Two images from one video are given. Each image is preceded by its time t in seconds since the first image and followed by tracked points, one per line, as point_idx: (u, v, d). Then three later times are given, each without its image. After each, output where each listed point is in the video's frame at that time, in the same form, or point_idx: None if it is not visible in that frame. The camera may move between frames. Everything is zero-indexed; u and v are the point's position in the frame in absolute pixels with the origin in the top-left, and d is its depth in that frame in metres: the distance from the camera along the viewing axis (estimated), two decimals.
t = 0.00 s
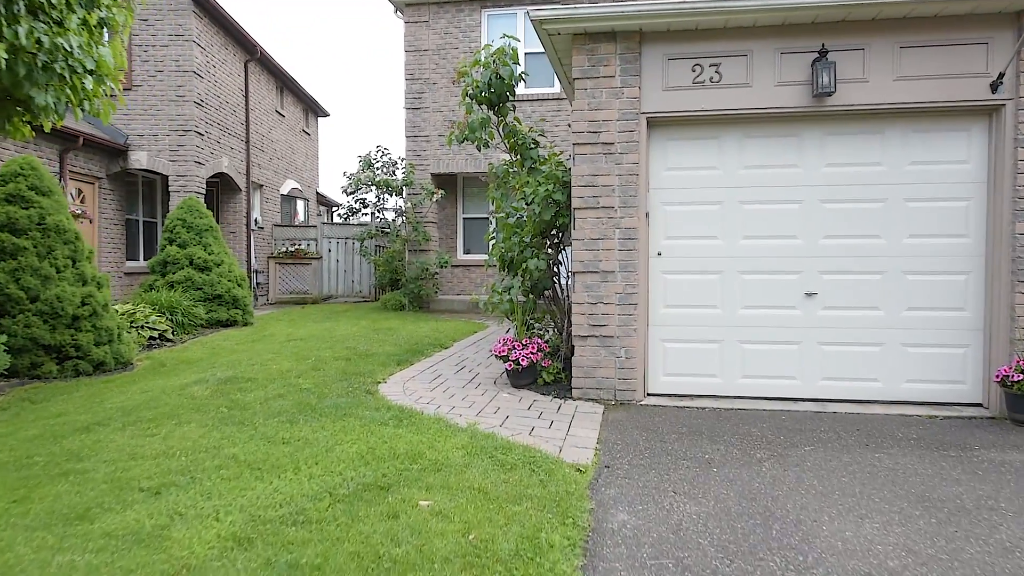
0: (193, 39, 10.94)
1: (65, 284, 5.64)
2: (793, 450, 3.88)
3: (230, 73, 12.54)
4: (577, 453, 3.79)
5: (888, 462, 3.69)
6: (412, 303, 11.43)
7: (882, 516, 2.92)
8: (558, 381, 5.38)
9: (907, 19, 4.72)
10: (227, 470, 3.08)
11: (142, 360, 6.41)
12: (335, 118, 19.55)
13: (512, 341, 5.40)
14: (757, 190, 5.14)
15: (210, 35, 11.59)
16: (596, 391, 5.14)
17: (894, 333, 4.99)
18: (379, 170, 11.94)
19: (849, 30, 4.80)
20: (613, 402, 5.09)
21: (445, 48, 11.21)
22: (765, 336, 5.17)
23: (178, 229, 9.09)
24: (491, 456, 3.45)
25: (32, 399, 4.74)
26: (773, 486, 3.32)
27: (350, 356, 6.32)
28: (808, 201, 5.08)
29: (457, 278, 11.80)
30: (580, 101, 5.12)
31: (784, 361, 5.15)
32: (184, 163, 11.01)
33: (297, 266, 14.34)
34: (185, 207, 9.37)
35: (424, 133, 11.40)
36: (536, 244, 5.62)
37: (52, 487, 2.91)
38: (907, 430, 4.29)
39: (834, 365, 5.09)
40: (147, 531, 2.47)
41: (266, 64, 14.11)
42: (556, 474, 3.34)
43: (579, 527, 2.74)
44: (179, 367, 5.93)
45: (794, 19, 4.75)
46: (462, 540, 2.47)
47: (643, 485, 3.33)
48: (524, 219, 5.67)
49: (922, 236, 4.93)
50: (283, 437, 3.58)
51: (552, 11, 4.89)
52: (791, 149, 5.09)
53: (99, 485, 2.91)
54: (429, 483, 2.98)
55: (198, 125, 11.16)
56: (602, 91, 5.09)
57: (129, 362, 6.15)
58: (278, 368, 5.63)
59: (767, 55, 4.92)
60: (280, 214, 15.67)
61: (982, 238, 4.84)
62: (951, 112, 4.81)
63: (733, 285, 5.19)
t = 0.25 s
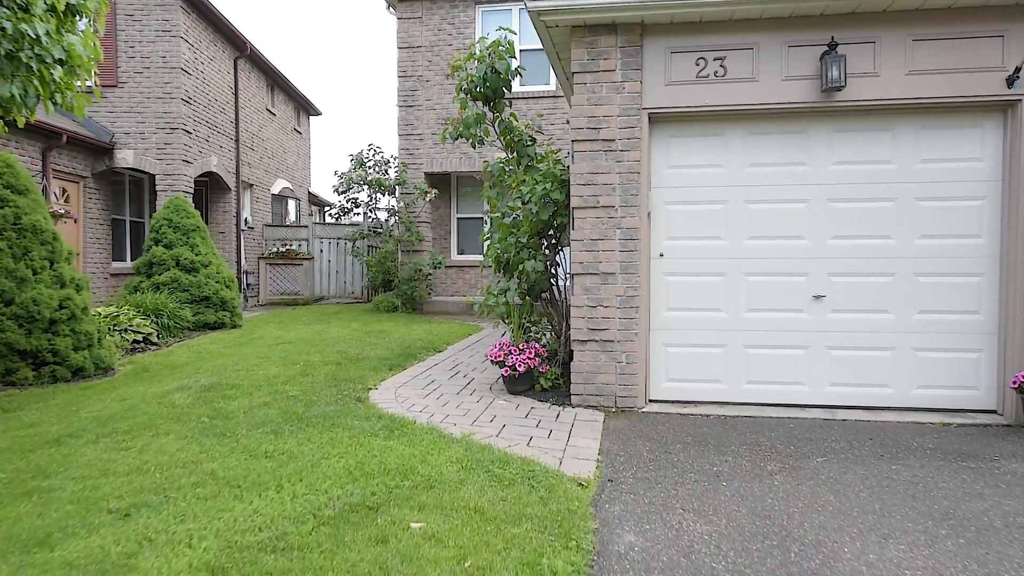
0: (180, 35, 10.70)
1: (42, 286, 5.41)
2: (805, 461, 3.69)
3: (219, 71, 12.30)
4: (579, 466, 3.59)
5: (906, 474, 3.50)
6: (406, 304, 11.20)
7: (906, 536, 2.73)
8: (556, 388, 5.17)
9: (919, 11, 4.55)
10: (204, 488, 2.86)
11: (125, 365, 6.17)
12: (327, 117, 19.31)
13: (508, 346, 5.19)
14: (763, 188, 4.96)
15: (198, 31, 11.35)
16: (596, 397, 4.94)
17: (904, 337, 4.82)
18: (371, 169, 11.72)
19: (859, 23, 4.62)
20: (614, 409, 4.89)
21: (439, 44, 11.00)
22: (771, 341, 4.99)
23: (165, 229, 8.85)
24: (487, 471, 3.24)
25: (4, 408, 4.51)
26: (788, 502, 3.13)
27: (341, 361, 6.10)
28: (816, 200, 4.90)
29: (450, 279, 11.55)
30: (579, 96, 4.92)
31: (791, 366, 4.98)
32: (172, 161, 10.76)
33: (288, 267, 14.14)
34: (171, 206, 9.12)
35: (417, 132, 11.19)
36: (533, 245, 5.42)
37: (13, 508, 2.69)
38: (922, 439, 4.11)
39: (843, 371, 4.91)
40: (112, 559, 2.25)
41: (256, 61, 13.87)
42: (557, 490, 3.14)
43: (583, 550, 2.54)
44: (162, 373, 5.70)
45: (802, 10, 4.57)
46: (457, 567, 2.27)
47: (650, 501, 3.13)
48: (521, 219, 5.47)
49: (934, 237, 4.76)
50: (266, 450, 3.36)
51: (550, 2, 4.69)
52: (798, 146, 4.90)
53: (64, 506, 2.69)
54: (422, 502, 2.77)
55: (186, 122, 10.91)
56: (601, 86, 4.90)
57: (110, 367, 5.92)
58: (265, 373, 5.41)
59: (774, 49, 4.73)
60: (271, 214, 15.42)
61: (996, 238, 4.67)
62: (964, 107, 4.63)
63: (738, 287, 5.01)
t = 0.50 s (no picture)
0: (168, 30, 10.45)
1: (17, 289, 5.17)
2: (819, 474, 3.51)
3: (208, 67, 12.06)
4: (580, 480, 3.39)
5: (926, 488, 3.32)
6: (399, 306, 10.99)
7: (936, 560, 2.54)
8: (555, 395, 4.97)
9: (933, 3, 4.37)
10: (178, 509, 2.65)
11: (106, 371, 5.94)
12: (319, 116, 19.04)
13: (505, 351, 4.98)
14: (769, 187, 4.77)
15: (186, 27, 11.11)
16: (597, 405, 4.74)
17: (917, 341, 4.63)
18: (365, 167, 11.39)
19: (871, 15, 4.44)
20: (615, 417, 4.69)
21: (432, 41, 10.80)
22: (779, 346, 4.79)
23: (150, 229, 8.60)
24: (485, 487, 3.04)
25: None
26: (806, 520, 2.93)
27: (331, 366, 5.88)
28: (825, 199, 4.72)
29: (444, 281, 11.44)
30: (579, 91, 4.72)
31: (798, 372, 4.79)
32: (159, 160, 10.52)
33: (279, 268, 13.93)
34: (157, 205, 8.87)
35: (410, 130, 10.98)
36: (531, 246, 5.22)
37: None
38: (938, 450, 3.93)
39: (853, 377, 4.73)
40: None
41: (246, 58, 13.63)
42: (560, 508, 2.93)
43: None
44: (144, 378, 5.46)
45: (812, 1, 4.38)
46: None
47: (659, 520, 2.94)
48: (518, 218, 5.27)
49: (948, 238, 4.58)
50: (247, 466, 3.15)
51: None
52: (807, 143, 4.72)
53: (24, 531, 2.46)
54: (415, 524, 2.56)
55: (174, 120, 10.66)
56: (602, 80, 4.70)
57: (90, 373, 5.68)
58: (251, 379, 5.19)
59: (782, 41, 4.55)
60: (262, 214, 15.16)
61: (1012, 239, 4.50)
62: (979, 103, 4.46)
63: (744, 290, 4.82)
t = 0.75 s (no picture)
0: (156, 26, 10.20)
1: None
2: (835, 488, 3.32)
3: (197, 64, 11.81)
4: (583, 496, 3.19)
5: (950, 503, 3.14)
6: (392, 307, 10.78)
7: None
8: (554, 402, 4.77)
9: None
10: (149, 536, 2.44)
11: (87, 378, 5.71)
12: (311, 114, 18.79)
13: (501, 356, 4.78)
14: (777, 185, 4.58)
15: (174, 23, 10.87)
16: (598, 413, 4.54)
17: (930, 346, 4.45)
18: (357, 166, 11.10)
19: (883, 5, 4.27)
20: (617, 425, 4.50)
21: (426, 37, 10.59)
22: (787, 351, 4.61)
23: (136, 229, 8.36)
24: (482, 507, 2.84)
25: None
26: (827, 541, 2.74)
27: (321, 372, 5.67)
28: (835, 198, 4.53)
29: (439, 282, 11.23)
30: (580, 85, 4.52)
31: (807, 378, 4.60)
32: (147, 159, 10.27)
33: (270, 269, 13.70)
34: (143, 206, 8.62)
35: (404, 128, 10.76)
36: (529, 247, 5.02)
37: None
38: (958, 461, 3.75)
39: (864, 383, 4.54)
40: None
41: (236, 55, 13.39)
42: (563, 528, 2.73)
43: None
44: (125, 386, 5.23)
45: None
46: None
47: (670, 542, 2.74)
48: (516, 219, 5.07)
49: (962, 238, 4.40)
50: (228, 484, 2.94)
51: None
52: (816, 140, 4.54)
53: None
54: (408, 551, 2.36)
55: (162, 118, 10.41)
56: (604, 74, 4.50)
57: (69, 380, 5.45)
58: (236, 387, 4.97)
59: (791, 33, 4.37)
60: (253, 214, 14.92)
61: None
62: (996, 98, 4.29)
63: (751, 292, 4.63)
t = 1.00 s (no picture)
0: (143, 21, 9.97)
1: None
2: (853, 504, 3.14)
3: (186, 61, 11.59)
4: (587, 514, 2.99)
5: (976, 519, 2.96)
6: (386, 309, 10.57)
7: None
8: (553, 410, 4.57)
9: None
10: (117, 564, 2.23)
11: (67, 384, 5.48)
12: (303, 112, 18.55)
13: (500, 361, 4.56)
14: (786, 184, 4.43)
15: (162, 18, 10.63)
16: (600, 421, 4.35)
17: (945, 351, 4.29)
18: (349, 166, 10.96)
19: None
20: (620, 434, 4.31)
21: (420, 33, 10.38)
22: (796, 356, 4.45)
23: (122, 229, 8.12)
24: (481, 527, 2.65)
25: None
26: (850, 564, 2.56)
27: (311, 378, 5.46)
28: (846, 197, 4.37)
29: (434, 283, 11.04)
30: (580, 79, 4.33)
31: (818, 384, 4.44)
32: (134, 157, 10.04)
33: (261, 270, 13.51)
34: (129, 205, 8.38)
35: (397, 126, 10.56)
36: (527, 248, 4.83)
37: None
38: (978, 472, 3.58)
39: (875, 389, 4.38)
40: None
41: (226, 52, 13.16)
42: (568, 550, 2.54)
43: None
44: (106, 393, 5.02)
45: None
46: None
47: (682, 565, 2.55)
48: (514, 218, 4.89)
49: (978, 239, 4.24)
50: (208, 502, 2.74)
51: None
52: (826, 137, 4.38)
53: None
54: None
55: (150, 116, 10.19)
56: (605, 67, 4.31)
57: (47, 387, 5.22)
58: (222, 394, 4.75)
59: (800, 25, 4.20)
60: (244, 213, 14.68)
61: None
62: (1013, 93, 4.13)
63: (759, 295, 4.47)
